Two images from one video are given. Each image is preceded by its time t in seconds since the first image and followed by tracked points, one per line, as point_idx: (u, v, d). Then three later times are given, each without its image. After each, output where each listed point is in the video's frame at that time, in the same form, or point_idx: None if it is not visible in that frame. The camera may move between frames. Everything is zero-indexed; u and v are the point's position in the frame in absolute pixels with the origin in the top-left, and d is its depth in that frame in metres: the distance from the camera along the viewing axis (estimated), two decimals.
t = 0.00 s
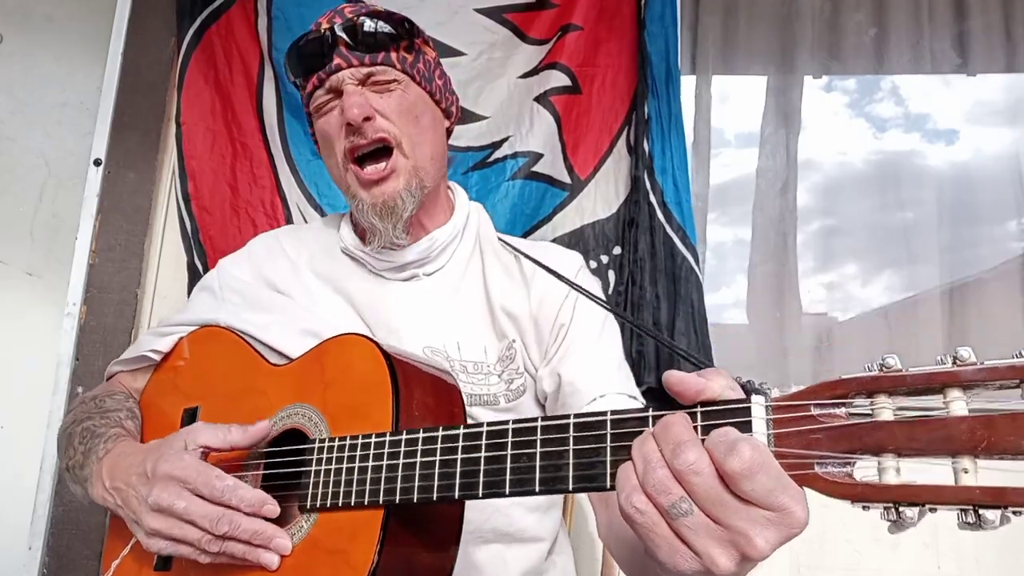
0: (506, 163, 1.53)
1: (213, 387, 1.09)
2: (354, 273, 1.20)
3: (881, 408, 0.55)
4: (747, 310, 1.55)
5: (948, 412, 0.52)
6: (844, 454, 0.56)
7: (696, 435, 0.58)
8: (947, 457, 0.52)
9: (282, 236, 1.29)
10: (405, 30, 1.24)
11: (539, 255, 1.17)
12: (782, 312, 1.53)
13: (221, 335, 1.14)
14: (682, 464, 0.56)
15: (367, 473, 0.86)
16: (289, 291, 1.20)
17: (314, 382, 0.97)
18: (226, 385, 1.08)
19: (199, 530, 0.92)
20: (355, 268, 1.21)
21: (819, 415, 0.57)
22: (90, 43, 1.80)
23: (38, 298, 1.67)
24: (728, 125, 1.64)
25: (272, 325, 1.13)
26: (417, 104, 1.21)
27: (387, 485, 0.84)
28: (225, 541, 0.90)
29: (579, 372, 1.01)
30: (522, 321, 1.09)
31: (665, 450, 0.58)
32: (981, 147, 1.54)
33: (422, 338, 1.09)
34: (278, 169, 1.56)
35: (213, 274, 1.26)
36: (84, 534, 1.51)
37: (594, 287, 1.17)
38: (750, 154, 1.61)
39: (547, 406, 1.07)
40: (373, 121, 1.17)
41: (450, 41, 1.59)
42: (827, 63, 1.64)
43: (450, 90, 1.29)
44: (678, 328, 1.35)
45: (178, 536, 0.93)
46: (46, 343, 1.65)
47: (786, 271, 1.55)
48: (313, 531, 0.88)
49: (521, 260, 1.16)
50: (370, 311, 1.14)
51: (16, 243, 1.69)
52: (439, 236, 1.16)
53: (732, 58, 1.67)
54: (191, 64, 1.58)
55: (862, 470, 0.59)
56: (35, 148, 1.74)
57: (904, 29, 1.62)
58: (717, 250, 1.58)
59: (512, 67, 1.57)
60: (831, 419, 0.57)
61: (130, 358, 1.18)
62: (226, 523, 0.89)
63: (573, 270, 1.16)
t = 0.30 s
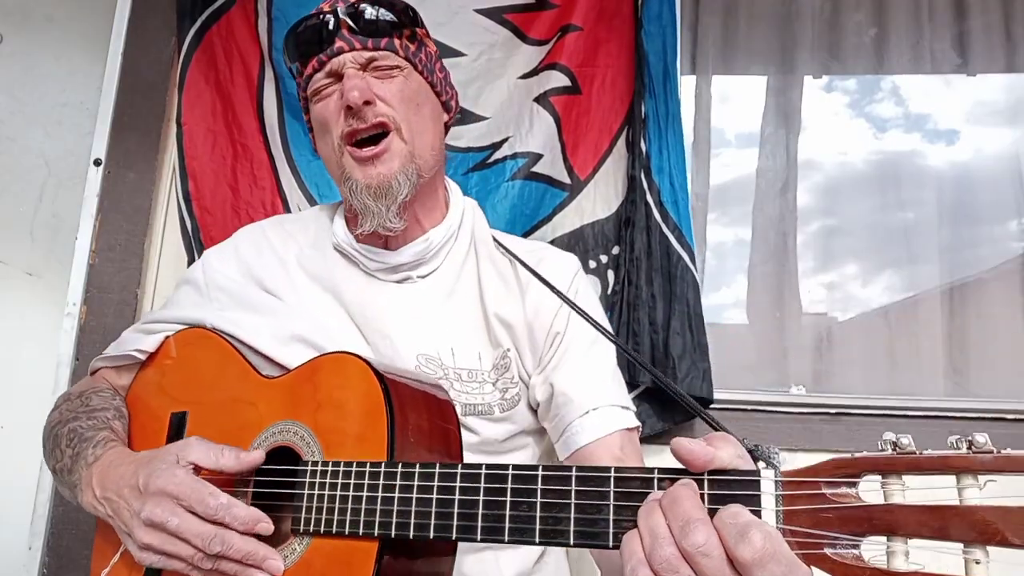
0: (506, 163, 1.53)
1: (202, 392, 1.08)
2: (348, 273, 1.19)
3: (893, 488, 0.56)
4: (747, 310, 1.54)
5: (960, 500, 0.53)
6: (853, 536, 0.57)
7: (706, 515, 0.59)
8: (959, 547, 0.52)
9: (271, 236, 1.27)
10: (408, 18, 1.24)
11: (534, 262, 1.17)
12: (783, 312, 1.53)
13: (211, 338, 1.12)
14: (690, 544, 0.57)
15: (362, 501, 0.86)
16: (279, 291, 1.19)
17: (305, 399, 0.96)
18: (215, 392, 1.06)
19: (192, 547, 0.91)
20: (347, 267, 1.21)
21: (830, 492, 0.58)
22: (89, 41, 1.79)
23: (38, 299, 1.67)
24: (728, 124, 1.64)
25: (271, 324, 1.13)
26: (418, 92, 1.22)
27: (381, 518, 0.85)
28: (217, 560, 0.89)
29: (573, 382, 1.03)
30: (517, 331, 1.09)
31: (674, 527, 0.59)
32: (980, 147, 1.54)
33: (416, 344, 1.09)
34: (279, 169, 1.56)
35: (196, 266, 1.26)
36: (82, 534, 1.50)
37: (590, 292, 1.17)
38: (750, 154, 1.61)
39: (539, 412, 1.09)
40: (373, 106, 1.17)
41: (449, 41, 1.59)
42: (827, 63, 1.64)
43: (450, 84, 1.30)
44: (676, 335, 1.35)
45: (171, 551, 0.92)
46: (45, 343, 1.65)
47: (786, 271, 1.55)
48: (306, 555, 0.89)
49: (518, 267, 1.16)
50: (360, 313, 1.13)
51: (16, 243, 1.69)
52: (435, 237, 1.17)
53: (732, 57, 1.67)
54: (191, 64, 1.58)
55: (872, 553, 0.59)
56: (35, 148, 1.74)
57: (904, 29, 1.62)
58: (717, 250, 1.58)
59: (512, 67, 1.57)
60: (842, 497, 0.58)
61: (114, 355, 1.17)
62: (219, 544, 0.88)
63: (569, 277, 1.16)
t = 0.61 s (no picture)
0: (506, 163, 1.53)
1: (202, 393, 1.08)
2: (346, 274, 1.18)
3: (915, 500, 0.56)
4: (747, 310, 1.54)
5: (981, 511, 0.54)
6: (875, 546, 0.58)
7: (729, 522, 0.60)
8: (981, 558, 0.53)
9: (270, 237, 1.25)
10: (421, 53, 1.10)
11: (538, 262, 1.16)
12: (783, 312, 1.53)
13: (211, 337, 1.12)
14: (717, 555, 0.58)
15: (370, 507, 0.87)
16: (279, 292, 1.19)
17: (309, 402, 0.97)
18: (217, 397, 1.06)
19: (196, 550, 0.91)
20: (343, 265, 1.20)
21: (851, 504, 0.59)
22: (89, 40, 1.79)
23: (38, 298, 1.67)
24: (728, 124, 1.64)
25: (273, 327, 1.13)
26: (434, 145, 1.13)
27: (391, 521, 0.85)
28: (222, 563, 0.89)
29: (577, 384, 1.03)
30: (520, 333, 1.10)
31: (699, 537, 0.60)
32: (980, 147, 1.54)
33: (419, 346, 1.09)
34: (278, 170, 1.56)
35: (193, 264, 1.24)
36: (82, 534, 1.49)
37: (592, 292, 1.17)
38: (750, 154, 1.61)
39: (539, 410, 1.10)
40: (390, 178, 1.09)
41: (450, 41, 1.59)
42: (827, 63, 1.64)
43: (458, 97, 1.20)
44: (676, 339, 1.34)
45: (176, 553, 0.92)
46: (45, 343, 1.65)
47: (786, 272, 1.54)
48: (314, 558, 0.89)
49: (519, 269, 1.15)
50: (361, 310, 1.14)
51: (17, 243, 1.69)
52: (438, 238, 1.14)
53: (732, 57, 1.67)
54: (191, 64, 1.59)
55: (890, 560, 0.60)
56: (35, 147, 1.74)
57: (904, 29, 1.62)
58: (716, 250, 1.58)
59: (512, 68, 1.57)
60: (863, 508, 0.58)
61: (113, 353, 1.17)
62: (226, 547, 0.88)
63: (572, 278, 1.15)
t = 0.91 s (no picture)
0: (506, 164, 1.53)
1: (205, 397, 1.08)
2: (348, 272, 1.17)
3: None
4: (747, 310, 1.54)
5: None
6: None
7: None
8: None
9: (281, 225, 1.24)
10: (428, 26, 1.05)
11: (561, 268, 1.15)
12: (783, 312, 1.53)
13: (213, 336, 1.12)
14: None
15: (363, 543, 0.84)
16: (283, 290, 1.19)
17: (314, 420, 0.95)
18: (224, 400, 1.06)
19: None
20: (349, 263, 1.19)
21: None
22: (88, 40, 1.79)
23: (38, 299, 1.67)
24: (728, 125, 1.64)
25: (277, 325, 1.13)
26: (437, 127, 1.08)
27: (377, 562, 0.83)
28: None
29: (595, 404, 1.04)
30: (539, 347, 1.09)
31: None
32: (980, 147, 1.54)
33: (428, 358, 1.08)
34: (278, 170, 1.56)
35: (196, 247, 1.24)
36: (81, 534, 1.49)
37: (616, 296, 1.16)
38: (750, 154, 1.61)
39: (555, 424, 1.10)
40: (383, 159, 1.04)
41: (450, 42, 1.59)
42: (827, 63, 1.64)
43: (475, 83, 1.14)
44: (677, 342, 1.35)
45: None
46: (45, 344, 1.65)
47: (786, 271, 1.54)
48: None
49: (541, 272, 1.14)
50: (371, 313, 1.13)
51: (17, 243, 1.69)
52: (454, 237, 1.12)
53: (732, 57, 1.67)
54: (191, 63, 1.59)
55: None
56: (36, 148, 1.74)
57: (904, 29, 1.62)
58: (716, 250, 1.58)
59: (512, 68, 1.57)
60: None
61: (110, 342, 1.16)
62: None
63: (595, 286, 1.14)
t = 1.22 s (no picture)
0: (506, 163, 1.52)
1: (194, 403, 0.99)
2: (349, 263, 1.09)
3: None
4: (747, 310, 1.54)
5: None
6: None
7: None
8: None
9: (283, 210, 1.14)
10: None
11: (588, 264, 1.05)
12: (783, 312, 1.53)
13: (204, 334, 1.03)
14: None
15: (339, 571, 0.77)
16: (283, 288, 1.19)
17: (300, 435, 0.85)
18: (211, 401, 0.98)
19: None
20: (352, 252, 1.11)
21: None
22: (88, 41, 1.79)
23: (38, 299, 1.67)
24: (728, 124, 1.64)
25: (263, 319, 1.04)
26: (455, 98, 0.95)
27: None
28: None
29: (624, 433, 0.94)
30: (558, 358, 0.99)
31: None
32: (981, 147, 1.55)
33: (432, 366, 0.99)
34: (278, 170, 1.56)
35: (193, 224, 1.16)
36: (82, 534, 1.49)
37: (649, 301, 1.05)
38: (750, 154, 1.61)
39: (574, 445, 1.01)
40: (395, 130, 0.91)
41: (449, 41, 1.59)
42: (827, 63, 1.64)
43: (497, 55, 1.02)
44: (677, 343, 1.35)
45: None
46: (45, 344, 1.65)
47: (786, 271, 1.54)
48: None
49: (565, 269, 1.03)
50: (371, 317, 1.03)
51: (18, 243, 1.69)
52: (468, 233, 1.01)
53: (732, 56, 1.66)
54: (190, 63, 1.58)
55: None
56: (36, 148, 1.74)
57: (904, 29, 1.62)
58: (717, 250, 1.57)
59: (512, 67, 1.56)
60: None
61: (94, 330, 1.08)
62: None
63: (627, 286, 1.04)
